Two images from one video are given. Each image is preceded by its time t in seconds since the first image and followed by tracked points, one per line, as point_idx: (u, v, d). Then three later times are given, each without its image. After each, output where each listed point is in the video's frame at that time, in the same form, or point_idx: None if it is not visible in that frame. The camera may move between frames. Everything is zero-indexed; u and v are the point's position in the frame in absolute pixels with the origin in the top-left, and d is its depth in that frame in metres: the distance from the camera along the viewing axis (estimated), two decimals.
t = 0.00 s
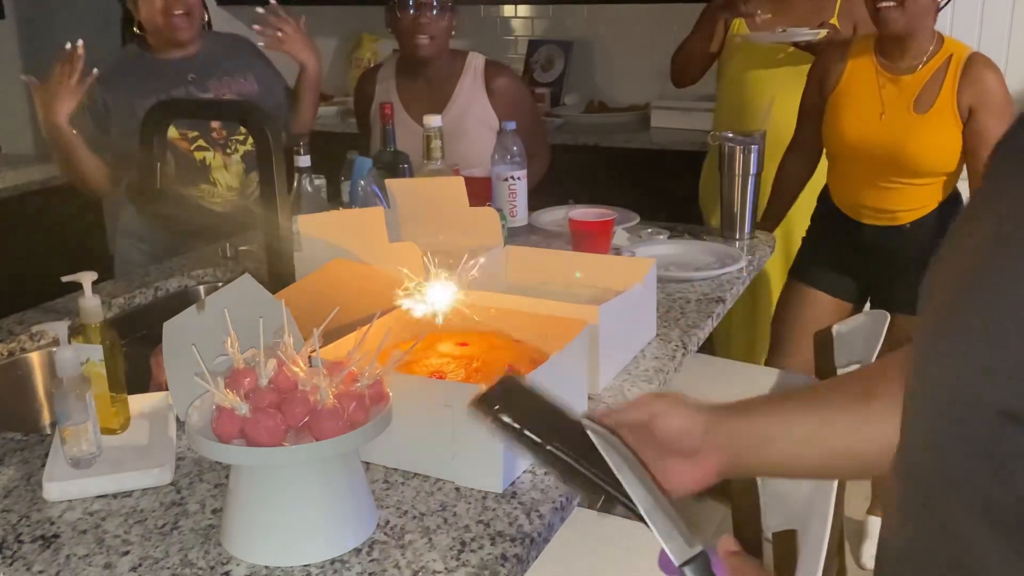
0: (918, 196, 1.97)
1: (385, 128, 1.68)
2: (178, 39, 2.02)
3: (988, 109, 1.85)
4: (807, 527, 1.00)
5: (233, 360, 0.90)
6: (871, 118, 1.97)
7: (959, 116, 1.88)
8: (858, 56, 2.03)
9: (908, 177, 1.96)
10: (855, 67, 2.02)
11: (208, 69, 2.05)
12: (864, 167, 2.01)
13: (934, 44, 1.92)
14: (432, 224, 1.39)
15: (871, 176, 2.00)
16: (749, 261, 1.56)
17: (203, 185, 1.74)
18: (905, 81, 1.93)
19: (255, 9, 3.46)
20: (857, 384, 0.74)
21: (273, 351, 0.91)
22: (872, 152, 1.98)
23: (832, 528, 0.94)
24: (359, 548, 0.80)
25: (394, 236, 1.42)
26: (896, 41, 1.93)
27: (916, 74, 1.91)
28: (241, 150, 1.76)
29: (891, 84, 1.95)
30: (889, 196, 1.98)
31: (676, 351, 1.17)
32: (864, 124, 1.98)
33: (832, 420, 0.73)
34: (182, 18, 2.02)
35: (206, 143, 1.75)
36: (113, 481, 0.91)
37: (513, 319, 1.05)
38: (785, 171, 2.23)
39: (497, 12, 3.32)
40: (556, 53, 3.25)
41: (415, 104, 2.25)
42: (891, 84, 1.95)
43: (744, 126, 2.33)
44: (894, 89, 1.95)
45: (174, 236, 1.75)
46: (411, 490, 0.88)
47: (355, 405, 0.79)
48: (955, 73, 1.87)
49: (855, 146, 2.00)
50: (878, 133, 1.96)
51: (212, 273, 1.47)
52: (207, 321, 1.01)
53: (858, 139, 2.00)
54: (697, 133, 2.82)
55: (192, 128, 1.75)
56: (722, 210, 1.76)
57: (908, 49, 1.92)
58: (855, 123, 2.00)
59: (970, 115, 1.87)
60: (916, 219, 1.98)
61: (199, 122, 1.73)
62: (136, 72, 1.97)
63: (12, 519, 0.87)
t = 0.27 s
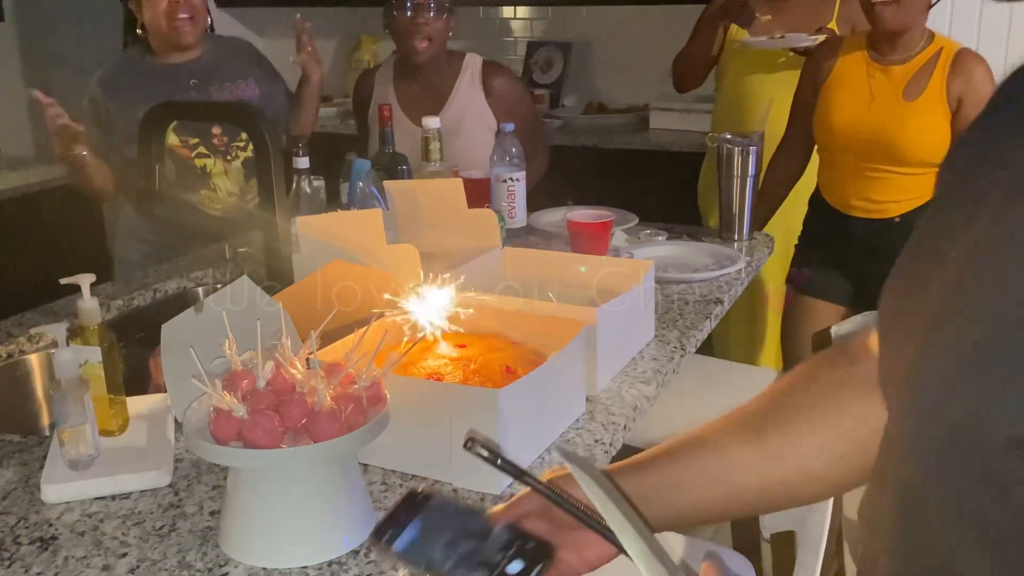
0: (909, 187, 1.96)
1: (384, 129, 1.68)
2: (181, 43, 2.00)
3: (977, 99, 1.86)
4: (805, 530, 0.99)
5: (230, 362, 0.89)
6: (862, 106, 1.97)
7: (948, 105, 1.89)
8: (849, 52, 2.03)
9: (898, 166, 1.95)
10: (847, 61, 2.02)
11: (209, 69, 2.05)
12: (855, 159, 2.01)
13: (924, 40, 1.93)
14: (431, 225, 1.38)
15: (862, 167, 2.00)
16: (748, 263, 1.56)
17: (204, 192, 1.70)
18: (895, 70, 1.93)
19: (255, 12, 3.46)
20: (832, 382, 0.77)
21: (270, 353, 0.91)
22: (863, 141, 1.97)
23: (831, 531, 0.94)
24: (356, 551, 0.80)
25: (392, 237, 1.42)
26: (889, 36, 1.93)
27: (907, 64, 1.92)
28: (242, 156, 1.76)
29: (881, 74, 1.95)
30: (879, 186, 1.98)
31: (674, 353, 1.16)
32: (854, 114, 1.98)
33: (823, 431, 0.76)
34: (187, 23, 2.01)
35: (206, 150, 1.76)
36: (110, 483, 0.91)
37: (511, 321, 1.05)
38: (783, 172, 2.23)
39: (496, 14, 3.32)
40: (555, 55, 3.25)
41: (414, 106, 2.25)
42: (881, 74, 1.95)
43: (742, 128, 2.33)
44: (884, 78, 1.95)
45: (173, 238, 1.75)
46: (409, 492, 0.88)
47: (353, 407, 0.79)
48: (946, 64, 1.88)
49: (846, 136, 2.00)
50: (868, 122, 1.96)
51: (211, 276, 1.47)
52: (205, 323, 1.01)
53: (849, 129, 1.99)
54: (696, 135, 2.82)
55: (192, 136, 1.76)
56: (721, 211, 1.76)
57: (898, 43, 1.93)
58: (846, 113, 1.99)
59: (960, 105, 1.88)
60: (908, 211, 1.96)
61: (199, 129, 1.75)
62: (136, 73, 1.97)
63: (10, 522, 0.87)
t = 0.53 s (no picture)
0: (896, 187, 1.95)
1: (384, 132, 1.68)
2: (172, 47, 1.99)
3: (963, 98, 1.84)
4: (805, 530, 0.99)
5: (233, 364, 0.90)
6: (850, 108, 1.98)
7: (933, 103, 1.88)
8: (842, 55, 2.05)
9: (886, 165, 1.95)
10: (839, 64, 2.04)
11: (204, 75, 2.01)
12: (845, 160, 2.01)
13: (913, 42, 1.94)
14: (432, 227, 1.39)
15: (851, 168, 2.00)
16: (748, 264, 1.56)
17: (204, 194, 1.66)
18: (883, 71, 1.94)
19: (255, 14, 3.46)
20: (784, 369, 0.71)
21: (273, 355, 0.91)
22: (852, 143, 1.98)
23: (831, 531, 0.94)
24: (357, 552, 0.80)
25: (393, 239, 1.43)
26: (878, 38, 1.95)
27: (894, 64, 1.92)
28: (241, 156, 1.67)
29: (869, 76, 1.96)
30: (868, 187, 1.97)
31: (675, 354, 1.17)
32: (843, 117, 1.99)
33: (779, 422, 0.69)
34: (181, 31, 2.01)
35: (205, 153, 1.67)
36: (112, 485, 0.91)
37: (512, 323, 1.05)
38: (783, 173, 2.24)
39: (496, 16, 3.32)
40: (555, 57, 3.26)
41: (414, 108, 2.25)
42: (869, 76, 1.96)
43: (742, 129, 2.34)
44: (872, 80, 1.96)
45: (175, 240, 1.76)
46: (411, 493, 0.88)
47: (355, 409, 0.79)
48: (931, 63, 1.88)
49: (836, 139, 2.01)
50: (856, 123, 1.96)
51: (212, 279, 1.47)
52: (207, 325, 1.01)
53: (839, 131, 2.00)
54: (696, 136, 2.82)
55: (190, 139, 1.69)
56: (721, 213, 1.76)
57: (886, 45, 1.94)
58: (837, 115, 2.00)
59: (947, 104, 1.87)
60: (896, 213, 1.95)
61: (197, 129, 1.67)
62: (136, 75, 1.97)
63: (13, 523, 0.88)
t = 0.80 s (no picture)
0: (902, 186, 1.95)
1: (387, 132, 1.68)
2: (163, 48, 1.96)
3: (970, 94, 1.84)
4: (809, 530, 0.99)
5: (239, 364, 0.90)
6: (856, 107, 1.98)
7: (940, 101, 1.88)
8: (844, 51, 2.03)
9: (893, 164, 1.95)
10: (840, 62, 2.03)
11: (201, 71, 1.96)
12: (849, 158, 2.01)
13: (915, 38, 1.92)
14: (436, 227, 1.39)
15: (857, 168, 2.00)
16: (752, 264, 1.56)
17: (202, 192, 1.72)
18: (889, 70, 1.94)
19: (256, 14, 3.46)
20: (795, 359, 0.70)
21: (279, 354, 0.91)
22: (856, 142, 1.98)
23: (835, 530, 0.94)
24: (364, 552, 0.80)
25: (397, 239, 1.43)
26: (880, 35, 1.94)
27: (900, 62, 1.92)
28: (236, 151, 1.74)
29: (875, 74, 1.96)
30: (875, 187, 1.98)
31: (679, 354, 1.17)
32: (847, 116, 1.99)
33: (782, 413, 0.69)
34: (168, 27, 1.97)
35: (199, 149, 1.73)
36: (118, 485, 0.91)
37: (517, 322, 1.06)
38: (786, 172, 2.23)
39: (497, 16, 3.32)
40: (556, 57, 3.26)
41: (416, 108, 2.25)
42: (875, 74, 1.96)
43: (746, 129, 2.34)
44: (878, 78, 1.96)
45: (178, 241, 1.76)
46: (416, 494, 0.88)
47: (362, 409, 0.79)
48: (937, 61, 1.88)
49: (840, 137, 2.00)
50: (861, 122, 1.96)
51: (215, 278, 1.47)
52: (212, 325, 1.01)
53: (843, 130, 1.99)
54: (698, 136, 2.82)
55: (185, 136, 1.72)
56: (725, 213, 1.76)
57: (888, 42, 1.93)
58: (840, 114, 2.00)
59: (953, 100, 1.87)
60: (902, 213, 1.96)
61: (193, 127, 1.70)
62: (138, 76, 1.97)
63: (19, 524, 0.88)
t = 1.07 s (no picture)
0: (901, 186, 1.95)
1: (389, 132, 1.68)
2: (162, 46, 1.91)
3: (964, 93, 1.83)
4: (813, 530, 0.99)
5: (242, 364, 0.90)
6: (850, 108, 1.98)
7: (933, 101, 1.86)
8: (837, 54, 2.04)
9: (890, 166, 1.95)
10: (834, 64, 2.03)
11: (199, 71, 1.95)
12: (848, 160, 2.01)
13: (907, 39, 1.92)
14: (438, 228, 1.39)
15: (855, 169, 2.00)
16: (754, 264, 1.56)
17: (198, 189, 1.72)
18: (881, 71, 1.93)
19: (258, 15, 3.46)
20: (826, 357, 0.72)
21: (282, 354, 0.91)
22: (852, 144, 1.98)
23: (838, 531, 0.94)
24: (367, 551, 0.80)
25: (400, 240, 1.43)
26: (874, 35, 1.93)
27: (891, 63, 1.91)
28: (234, 151, 1.72)
29: (868, 76, 1.95)
30: (873, 188, 1.98)
31: (681, 354, 1.17)
32: (844, 117, 1.98)
33: (817, 405, 0.70)
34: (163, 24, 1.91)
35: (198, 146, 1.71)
36: (122, 485, 0.91)
37: (520, 322, 1.06)
38: (787, 173, 2.24)
39: (498, 17, 3.33)
40: (558, 57, 3.26)
41: (418, 108, 2.25)
42: (867, 75, 1.95)
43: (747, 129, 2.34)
44: (871, 79, 1.95)
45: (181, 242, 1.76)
46: (420, 494, 0.88)
47: (365, 409, 0.80)
48: (929, 61, 1.86)
49: (836, 139, 2.01)
50: (856, 124, 1.96)
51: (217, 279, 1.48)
52: (215, 326, 1.01)
53: (839, 131, 2.00)
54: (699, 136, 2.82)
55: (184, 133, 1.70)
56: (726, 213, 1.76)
57: (880, 43, 1.93)
58: (837, 116, 1.99)
59: (947, 99, 1.85)
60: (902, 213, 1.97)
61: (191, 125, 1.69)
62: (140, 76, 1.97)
63: (23, 524, 0.88)
